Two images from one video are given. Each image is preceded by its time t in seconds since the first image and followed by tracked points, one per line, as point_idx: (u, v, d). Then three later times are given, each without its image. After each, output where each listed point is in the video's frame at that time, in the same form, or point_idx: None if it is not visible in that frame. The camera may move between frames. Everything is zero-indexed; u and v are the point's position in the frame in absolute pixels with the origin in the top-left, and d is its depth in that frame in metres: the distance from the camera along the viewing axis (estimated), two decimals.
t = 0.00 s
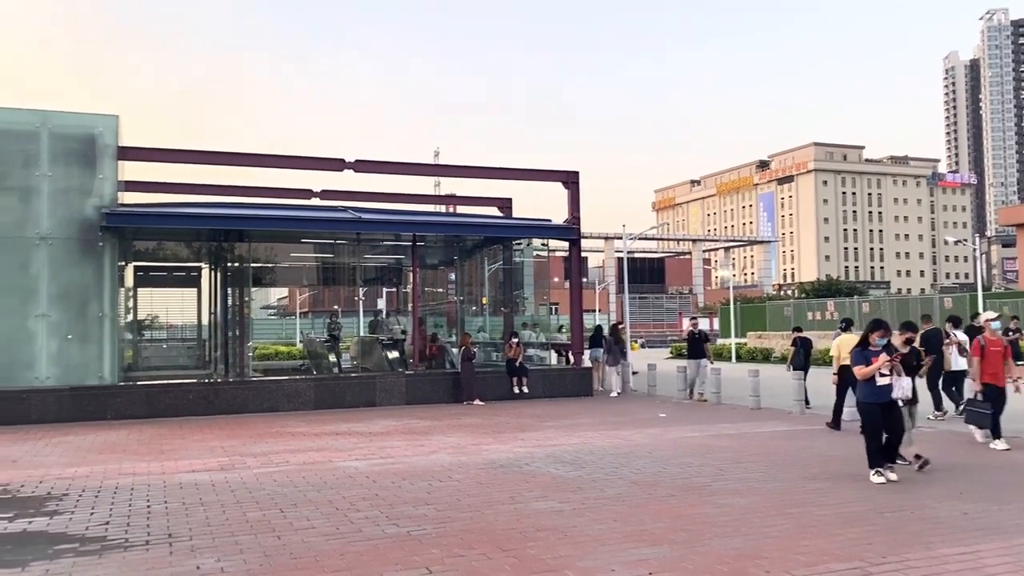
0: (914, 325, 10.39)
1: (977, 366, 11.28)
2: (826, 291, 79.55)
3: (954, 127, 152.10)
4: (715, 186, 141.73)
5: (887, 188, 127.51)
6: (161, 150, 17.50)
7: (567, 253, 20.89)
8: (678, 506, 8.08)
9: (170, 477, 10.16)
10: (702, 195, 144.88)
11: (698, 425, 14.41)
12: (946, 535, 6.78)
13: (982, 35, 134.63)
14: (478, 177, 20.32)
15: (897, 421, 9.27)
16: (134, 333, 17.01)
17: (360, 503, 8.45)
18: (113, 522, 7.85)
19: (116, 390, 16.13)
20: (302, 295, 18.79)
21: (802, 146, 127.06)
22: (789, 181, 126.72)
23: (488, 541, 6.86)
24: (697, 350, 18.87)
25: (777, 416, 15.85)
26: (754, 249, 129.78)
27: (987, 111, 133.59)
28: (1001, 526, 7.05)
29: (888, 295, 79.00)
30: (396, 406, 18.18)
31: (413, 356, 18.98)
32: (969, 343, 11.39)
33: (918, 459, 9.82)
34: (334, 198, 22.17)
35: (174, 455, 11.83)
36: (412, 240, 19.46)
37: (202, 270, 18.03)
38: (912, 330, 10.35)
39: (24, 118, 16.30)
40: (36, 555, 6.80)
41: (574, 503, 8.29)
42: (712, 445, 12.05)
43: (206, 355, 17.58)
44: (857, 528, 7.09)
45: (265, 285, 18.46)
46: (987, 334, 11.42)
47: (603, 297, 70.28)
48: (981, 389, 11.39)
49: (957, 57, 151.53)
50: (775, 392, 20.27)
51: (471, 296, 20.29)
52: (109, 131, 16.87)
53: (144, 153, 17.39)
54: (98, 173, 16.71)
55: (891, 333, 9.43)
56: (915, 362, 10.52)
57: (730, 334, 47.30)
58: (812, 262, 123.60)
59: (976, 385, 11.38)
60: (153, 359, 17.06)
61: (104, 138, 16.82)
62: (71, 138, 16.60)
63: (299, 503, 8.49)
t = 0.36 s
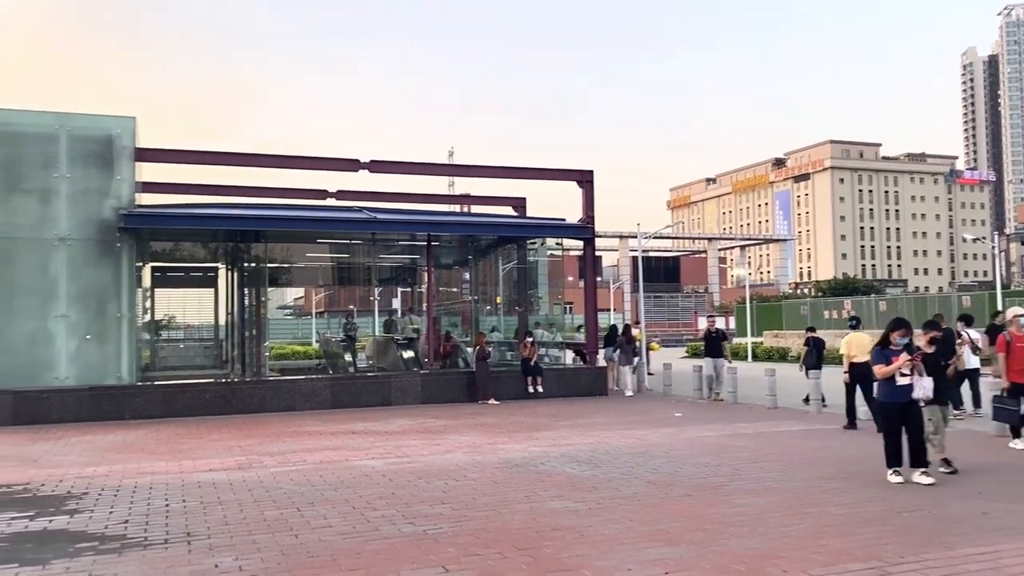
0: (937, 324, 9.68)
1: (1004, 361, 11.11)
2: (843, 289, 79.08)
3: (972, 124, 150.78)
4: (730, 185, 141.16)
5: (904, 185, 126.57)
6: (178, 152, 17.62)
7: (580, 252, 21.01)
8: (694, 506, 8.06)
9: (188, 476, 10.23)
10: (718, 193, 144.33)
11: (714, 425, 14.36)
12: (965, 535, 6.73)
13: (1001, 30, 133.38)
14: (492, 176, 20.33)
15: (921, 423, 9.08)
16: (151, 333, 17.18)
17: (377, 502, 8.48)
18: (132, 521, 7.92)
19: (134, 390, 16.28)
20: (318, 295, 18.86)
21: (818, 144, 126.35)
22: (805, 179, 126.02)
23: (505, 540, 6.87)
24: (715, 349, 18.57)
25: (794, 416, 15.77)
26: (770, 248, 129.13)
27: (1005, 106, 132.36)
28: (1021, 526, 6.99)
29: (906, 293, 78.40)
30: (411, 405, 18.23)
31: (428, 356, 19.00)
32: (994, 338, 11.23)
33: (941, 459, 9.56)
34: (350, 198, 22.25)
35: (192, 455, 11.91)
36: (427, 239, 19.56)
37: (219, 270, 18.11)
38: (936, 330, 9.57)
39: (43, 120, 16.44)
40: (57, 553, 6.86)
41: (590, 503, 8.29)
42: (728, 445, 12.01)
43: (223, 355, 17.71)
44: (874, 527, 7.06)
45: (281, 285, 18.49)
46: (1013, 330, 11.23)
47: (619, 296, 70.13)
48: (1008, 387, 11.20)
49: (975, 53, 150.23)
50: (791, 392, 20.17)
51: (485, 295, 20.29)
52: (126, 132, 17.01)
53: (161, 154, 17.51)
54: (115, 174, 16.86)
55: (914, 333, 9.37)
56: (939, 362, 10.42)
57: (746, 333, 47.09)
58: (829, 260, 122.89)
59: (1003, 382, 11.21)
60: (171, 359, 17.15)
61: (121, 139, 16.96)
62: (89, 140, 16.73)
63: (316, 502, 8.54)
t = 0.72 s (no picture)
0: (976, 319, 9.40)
1: None
2: (869, 287, 78.28)
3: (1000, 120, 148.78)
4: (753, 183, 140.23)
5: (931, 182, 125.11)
6: (203, 153, 17.79)
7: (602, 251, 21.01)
8: (718, 506, 8.03)
9: (214, 475, 10.33)
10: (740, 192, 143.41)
11: (738, 425, 14.28)
12: (994, 536, 6.65)
13: None
14: (514, 176, 20.34)
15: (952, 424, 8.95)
16: (176, 333, 17.31)
17: (400, 500, 8.52)
18: (159, 519, 8.00)
19: (160, 390, 16.49)
20: (341, 295, 18.91)
21: (843, 141, 125.14)
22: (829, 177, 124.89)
23: (528, 540, 6.88)
24: (739, 349, 18.39)
25: (819, 415, 15.65)
26: (794, 246, 128.15)
27: None
28: None
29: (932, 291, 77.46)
30: (434, 405, 18.29)
31: (451, 355, 19.04)
32: None
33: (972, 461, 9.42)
34: (372, 199, 22.34)
35: (218, 454, 12.01)
36: (448, 240, 19.64)
37: (243, 271, 18.30)
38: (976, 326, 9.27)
39: (70, 123, 16.66)
40: (86, 551, 6.96)
41: (614, 502, 8.28)
42: (752, 445, 11.94)
43: (247, 356, 17.85)
44: (901, 528, 6.99)
45: (305, 286, 18.64)
46: None
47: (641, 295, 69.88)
48: None
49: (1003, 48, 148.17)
50: (815, 391, 20.01)
51: (507, 295, 20.31)
52: (151, 135, 17.17)
53: (186, 156, 17.68)
54: (141, 176, 17.04)
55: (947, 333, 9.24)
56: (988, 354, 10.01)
57: (770, 332, 46.78)
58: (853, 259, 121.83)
59: None
60: (196, 359, 17.27)
61: (146, 142, 17.13)
62: (114, 142, 16.93)
63: (340, 501, 8.59)
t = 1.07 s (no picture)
0: None
1: None
2: (902, 286, 77.22)
3: None
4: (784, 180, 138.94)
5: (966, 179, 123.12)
6: (235, 155, 18.02)
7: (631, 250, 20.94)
8: (748, 505, 8.00)
9: (247, 472, 10.47)
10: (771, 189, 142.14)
11: (769, 425, 14.19)
12: None
13: None
14: (542, 175, 20.36)
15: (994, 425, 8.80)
16: (210, 333, 17.48)
17: (430, 498, 8.59)
18: (194, 516, 8.14)
19: (194, 389, 16.81)
20: (370, 295, 19.14)
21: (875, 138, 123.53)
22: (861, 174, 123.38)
23: (557, 538, 6.91)
24: (771, 350, 18.21)
25: (851, 415, 15.50)
26: (825, 245, 126.78)
27: None
28: None
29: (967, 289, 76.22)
30: (462, 404, 18.40)
31: (479, 354, 19.09)
32: None
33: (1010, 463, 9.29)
34: (401, 199, 22.47)
35: (251, 451, 12.18)
36: (476, 239, 19.72)
37: (275, 271, 18.41)
38: None
39: (105, 126, 16.95)
40: (123, 545, 7.11)
41: (643, 502, 8.28)
42: (783, 445, 11.86)
43: (279, 354, 17.91)
44: (935, 529, 6.93)
45: (335, 285, 18.82)
46: None
47: (670, 294, 69.54)
48: None
49: None
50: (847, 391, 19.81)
51: (535, 294, 20.31)
52: (184, 137, 17.42)
53: (218, 158, 17.91)
54: (175, 178, 17.30)
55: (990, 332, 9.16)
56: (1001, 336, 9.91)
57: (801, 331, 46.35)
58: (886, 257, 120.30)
59: None
60: (230, 358, 17.50)
61: (180, 144, 17.38)
62: (149, 145, 17.20)
63: (371, 498, 8.68)
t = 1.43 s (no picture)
0: None
1: None
2: (936, 285, 76.01)
3: None
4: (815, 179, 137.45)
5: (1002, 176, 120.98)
6: (265, 156, 18.17)
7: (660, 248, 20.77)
8: (779, 506, 7.92)
9: (278, 470, 10.56)
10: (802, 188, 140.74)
11: (800, 426, 14.03)
12: None
13: None
14: (570, 175, 20.31)
15: None
16: (241, 332, 17.74)
17: (459, 497, 8.60)
18: (226, 513, 8.22)
19: (226, 388, 16.97)
20: (398, 295, 19.09)
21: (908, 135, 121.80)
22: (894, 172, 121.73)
23: (586, 538, 6.89)
24: (801, 350, 18.03)
25: (884, 416, 15.28)
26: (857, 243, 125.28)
27: None
28: None
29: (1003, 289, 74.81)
30: (490, 404, 18.41)
31: (507, 352, 19.13)
32: None
33: None
34: (430, 199, 22.54)
35: (281, 450, 12.28)
36: (503, 239, 19.78)
37: (304, 271, 18.67)
38: None
39: (138, 128, 17.18)
40: (157, 542, 7.19)
41: (673, 502, 8.23)
42: (815, 446, 11.72)
43: (309, 354, 18.22)
44: (970, 531, 6.81)
45: (364, 285, 18.87)
46: None
47: (699, 293, 69.04)
48: None
49: None
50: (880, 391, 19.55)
51: (562, 294, 20.24)
52: (216, 138, 17.60)
53: (249, 160, 18.09)
54: (207, 179, 17.49)
55: None
56: None
57: (833, 331, 45.79)
58: (920, 255, 118.59)
59: None
60: (261, 357, 17.74)
61: (211, 145, 17.57)
62: (180, 146, 17.41)
63: (400, 497, 8.71)
